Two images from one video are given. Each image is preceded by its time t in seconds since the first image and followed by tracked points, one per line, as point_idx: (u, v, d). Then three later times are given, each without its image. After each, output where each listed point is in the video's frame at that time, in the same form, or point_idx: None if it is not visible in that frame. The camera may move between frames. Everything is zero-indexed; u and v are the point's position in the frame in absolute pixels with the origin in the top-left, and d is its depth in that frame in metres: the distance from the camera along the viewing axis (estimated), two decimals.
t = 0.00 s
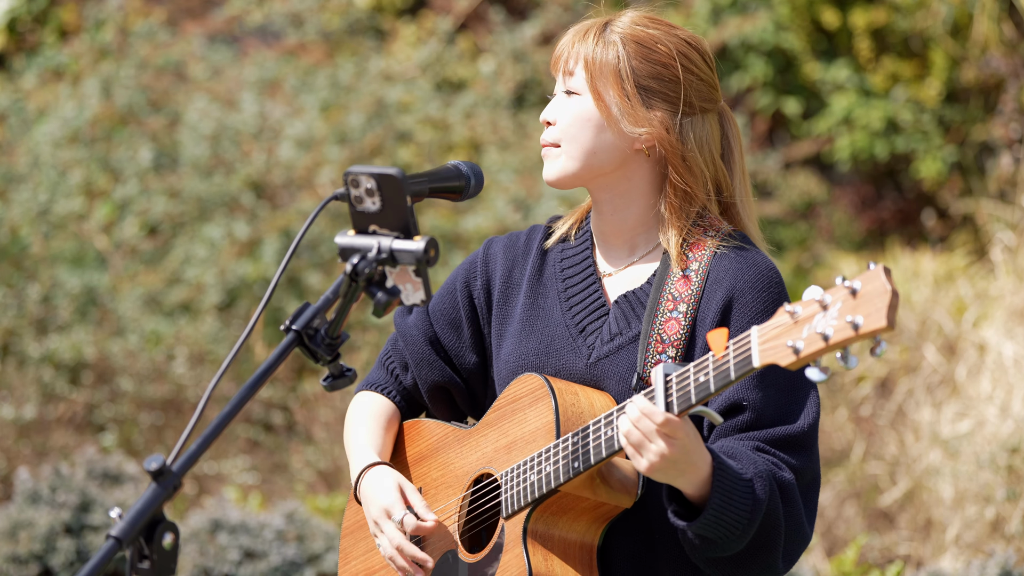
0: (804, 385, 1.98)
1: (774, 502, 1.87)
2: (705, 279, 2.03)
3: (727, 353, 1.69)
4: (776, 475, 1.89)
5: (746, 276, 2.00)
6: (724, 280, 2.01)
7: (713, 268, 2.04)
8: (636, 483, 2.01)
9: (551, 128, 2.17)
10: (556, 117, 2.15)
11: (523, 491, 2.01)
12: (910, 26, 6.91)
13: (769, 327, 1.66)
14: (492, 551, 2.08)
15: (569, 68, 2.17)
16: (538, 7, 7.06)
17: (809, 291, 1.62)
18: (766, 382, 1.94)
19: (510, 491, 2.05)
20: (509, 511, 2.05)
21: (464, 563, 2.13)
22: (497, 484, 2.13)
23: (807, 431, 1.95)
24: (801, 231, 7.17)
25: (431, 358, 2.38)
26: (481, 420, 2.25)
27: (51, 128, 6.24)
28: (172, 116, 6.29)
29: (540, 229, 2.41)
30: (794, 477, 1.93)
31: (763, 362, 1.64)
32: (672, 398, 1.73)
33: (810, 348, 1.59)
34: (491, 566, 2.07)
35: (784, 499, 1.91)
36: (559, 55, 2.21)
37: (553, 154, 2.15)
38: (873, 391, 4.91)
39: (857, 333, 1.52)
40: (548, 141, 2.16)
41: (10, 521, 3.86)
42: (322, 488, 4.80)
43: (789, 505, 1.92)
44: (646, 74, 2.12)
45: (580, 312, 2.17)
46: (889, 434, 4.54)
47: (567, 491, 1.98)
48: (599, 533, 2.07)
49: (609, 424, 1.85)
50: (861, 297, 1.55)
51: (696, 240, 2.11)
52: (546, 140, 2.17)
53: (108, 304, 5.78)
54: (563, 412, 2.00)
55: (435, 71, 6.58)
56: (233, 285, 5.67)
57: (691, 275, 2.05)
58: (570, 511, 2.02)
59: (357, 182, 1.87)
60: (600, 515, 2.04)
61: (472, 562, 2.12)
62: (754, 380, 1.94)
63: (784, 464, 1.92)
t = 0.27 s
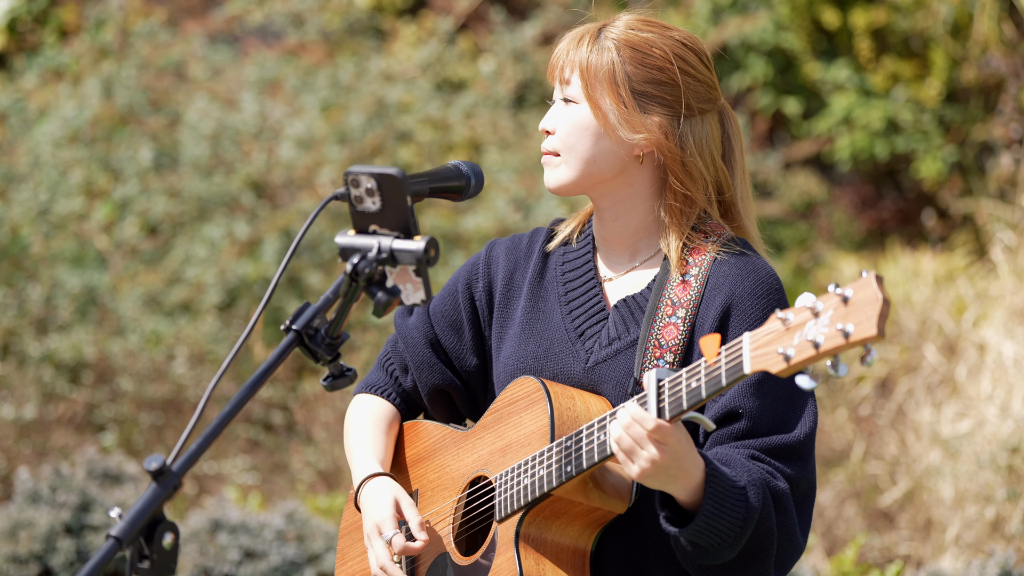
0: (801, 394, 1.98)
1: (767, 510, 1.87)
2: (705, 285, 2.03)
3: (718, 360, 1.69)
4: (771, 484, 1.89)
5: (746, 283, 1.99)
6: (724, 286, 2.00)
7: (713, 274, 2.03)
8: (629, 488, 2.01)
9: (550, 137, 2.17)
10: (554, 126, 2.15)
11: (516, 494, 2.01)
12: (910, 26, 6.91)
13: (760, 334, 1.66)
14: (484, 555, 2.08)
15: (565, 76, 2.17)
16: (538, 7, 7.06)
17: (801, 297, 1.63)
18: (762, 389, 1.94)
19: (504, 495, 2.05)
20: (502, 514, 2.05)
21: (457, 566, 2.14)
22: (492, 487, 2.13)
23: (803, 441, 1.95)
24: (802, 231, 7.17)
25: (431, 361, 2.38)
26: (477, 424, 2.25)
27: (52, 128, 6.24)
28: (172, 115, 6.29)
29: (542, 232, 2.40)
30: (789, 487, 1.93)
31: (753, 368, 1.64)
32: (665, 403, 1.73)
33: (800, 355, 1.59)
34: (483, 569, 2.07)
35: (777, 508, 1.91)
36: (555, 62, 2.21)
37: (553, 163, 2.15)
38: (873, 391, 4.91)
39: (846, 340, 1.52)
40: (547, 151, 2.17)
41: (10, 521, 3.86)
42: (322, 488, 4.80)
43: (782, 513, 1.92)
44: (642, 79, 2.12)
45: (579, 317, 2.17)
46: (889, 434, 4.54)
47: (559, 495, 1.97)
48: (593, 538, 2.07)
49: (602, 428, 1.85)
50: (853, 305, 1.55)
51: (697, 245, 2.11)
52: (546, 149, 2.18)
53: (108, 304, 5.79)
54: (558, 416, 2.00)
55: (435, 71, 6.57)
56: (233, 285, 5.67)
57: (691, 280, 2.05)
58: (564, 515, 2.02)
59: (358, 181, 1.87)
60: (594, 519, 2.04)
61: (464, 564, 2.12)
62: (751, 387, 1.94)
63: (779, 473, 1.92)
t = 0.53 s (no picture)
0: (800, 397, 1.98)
1: (763, 510, 1.86)
2: (703, 288, 2.03)
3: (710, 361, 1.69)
4: (768, 486, 1.89)
5: (744, 286, 2.00)
6: (723, 289, 2.01)
7: (712, 278, 2.04)
8: (624, 492, 1.99)
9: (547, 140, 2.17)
10: (551, 129, 2.16)
11: (511, 495, 2.01)
12: (910, 26, 6.91)
13: (752, 336, 1.66)
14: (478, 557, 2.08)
15: (562, 78, 2.17)
16: (538, 7, 7.06)
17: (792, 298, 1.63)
18: (762, 393, 1.94)
19: (499, 496, 2.05)
20: (497, 515, 2.05)
21: (451, 567, 2.14)
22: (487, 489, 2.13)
23: (802, 444, 1.95)
24: (801, 231, 7.18)
25: (429, 364, 2.38)
26: (474, 425, 2.25)
27: (52, 128, 6.24)
28: (172, 115, 6.29)
29: (541, 235, 2.40)
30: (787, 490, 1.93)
31: (743, 370, 1.63)
32: (656, 405, 1.72)
33: (791, 356, 1.59)
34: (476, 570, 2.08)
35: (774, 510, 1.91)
36: (553, 65, 2.21)
37: (550, 165, 2.15)
38: (873, 390, 4.91)
39: (836, 342, 1.52)
40: (544, 153, 2.17)
41: (10, 521, 3.86)
42: (322, 488, 4.80)
43: (779, 515, 1.92)
44: (638, 82, 2.12)
45: (578, 320, 2.17)
46: (889, 434, 4.54)
47: (553, 497, 1.98)
48: (588, 541, 2.07)
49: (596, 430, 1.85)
50: (843, 306, 1.55)
51: (695, 249, 2.11)
52: (543, 152, 2.18)
53: (108, 304, 5.79)
54: (554, 419, 2.01)
55: (435, 70, 6.57)
56: (233, 285, 5.67)
57: (690, 284, 2.05)
58: (558, 517, 2.02)
59: (357, 181, 1.87)
60: (589, 521, 2.04)
61: (457, 564, 2.13)
62: (750, 391, 1.94)
63: (776, 475, 1.92)
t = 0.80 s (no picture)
0: (802, 391, 1.98)
1: (761, 496, 1.86)
2: (708, 283, 2.04)
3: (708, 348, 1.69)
4: (768, 475, 1.90)
5: (749, 280, 2.00)
6: (727, 283, 2.01)
7: (716, 272, 2.04)
8: (623, 483, 2.02)
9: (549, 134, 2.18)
10: (553, 124, 2.16)
11: (511, 488, 2.01)
12: (910, 26, 6.91)
13: (750, 323, 1.66)
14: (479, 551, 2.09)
15: (564, 73, 2.18)
16: (538, 7, 7.06)
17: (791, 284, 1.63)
18: (766, 385, 1.94)
19: (499, 488, 2.05)
20: (497, 508, 2.05)
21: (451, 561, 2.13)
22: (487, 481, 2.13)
23: (806, 437, 1.95)
24: (801, 231, 7.18)
25: (433, 357, 2.38)
26: (475, 418, 2.25)
27: (52, 128, 6.24)
28: (172, 116, 6.29)
29: (547, 231, 2.39)
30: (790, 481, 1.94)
31: (743, 357, 1.63)
32: (656, 394, 1.71)
33: (789, 343, 1.60)
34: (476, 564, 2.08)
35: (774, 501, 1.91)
36: (555, 60, 2.22)
37: (552, 160, 2.16)
38: (873, 391, 4.92)
39: (835, 328, 1.52)
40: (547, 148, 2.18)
41: (10, 521, 3.86)
42: (322, 488, 4.80)
43: (780, 505, 1.92)
44: (639, 76, 2.12)
45: (581, 313, 2.17)
46: (890, 434, 4.54)
47: (553, 488, 1.98)
48: (587, 534, 2.06)
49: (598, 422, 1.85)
50: (842, 292, 1.55)
51: (699, 243, 2.11)
52: (546, 146, 2.19)
53: (109, 304, 5.79)
54: (553, 411, 2.00)
55: (435, 71, 6.57)
56: (233, 285, 5.67)
57: (694, 278, 2.05)
58: (558, 509, 2.02)
59: (357, 181, 1.87)
60: (588, 513, 2.04)
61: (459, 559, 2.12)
62: (754, 384, 1.93)
63: (779, 466, 1.93)
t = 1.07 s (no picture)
0: (801, 395, 1.97)
1: (749, 501, 1.86)
2: (708, 287, 2.03)
3: (709, 347, 1.68)
4: (760, 480, 1.90)
5: (749, 284, 2.00)
6: (728, 287, 2.01)
7: (717, 276, 2.04)
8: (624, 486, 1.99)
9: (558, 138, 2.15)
10: (563, 127, 2.14)
11: (511, 489, 2.02)
12: (910, 26, 6.91)
13: (749, 324, 1.66)
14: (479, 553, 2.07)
15: (573, 76, 2.15)
16: (538, 7, 7.06)
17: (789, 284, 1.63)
18: (764, 390, 1.94)
19: (500, 489, 2.06)
20: (498, 509, 2.05)
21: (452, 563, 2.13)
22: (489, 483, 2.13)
23: (802, 442, 1.95)
24: (801, 231, 7.18)
25: (435, 362, 2.38)
26: (476, 422, 2.25)
27: (52, 128, 6.24)
28: (172, 116, 6.29)
29: (547, 236, 2.40)
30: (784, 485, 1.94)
31: (740, 357, 1.62)
32: (655, 395, 1.71)
33: (787, 342, 1.59)
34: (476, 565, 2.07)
35: (765, 505, 1.91)
36: (561, 64, 2.20)
37: (562, 163, 2.14)
38: (873, 391, 4.92)
39: (832, 327, 1.52)
40: (556, 152, 2.15)
41: (10, 521, 3.86)
42: (322, 488, 4.80)
43: (771, 511, 1.92)
44: (651, 80, 2.13)
45: (582, 317, 2.17)
46: (890, 434, 4.53)
47: (554, 489, 1.98)
48: (588, 535, 2.06)
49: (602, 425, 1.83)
50: (840, 292, 1.55)
51: (701, 246, 2.11)
52: (553, 150, 2.16)
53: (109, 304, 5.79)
54: (555, 412, 2.00)
55: (435, 71, 6.57)
56: (233, 285, 5.67)
57: (694, 282, 2.05)
58: (560, 510, 2.02)
59: (357, 181, 1.87)
60: (590, 515, 2.03)
61: (459, 561, 2.12)
62: (753, 389, 1.93)
63: (773, 470, 1.93)
